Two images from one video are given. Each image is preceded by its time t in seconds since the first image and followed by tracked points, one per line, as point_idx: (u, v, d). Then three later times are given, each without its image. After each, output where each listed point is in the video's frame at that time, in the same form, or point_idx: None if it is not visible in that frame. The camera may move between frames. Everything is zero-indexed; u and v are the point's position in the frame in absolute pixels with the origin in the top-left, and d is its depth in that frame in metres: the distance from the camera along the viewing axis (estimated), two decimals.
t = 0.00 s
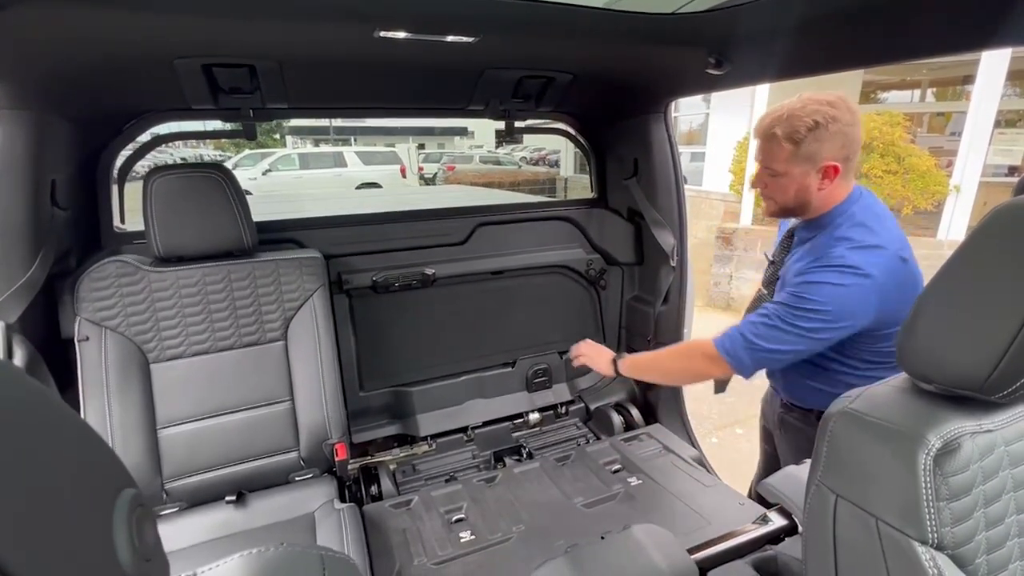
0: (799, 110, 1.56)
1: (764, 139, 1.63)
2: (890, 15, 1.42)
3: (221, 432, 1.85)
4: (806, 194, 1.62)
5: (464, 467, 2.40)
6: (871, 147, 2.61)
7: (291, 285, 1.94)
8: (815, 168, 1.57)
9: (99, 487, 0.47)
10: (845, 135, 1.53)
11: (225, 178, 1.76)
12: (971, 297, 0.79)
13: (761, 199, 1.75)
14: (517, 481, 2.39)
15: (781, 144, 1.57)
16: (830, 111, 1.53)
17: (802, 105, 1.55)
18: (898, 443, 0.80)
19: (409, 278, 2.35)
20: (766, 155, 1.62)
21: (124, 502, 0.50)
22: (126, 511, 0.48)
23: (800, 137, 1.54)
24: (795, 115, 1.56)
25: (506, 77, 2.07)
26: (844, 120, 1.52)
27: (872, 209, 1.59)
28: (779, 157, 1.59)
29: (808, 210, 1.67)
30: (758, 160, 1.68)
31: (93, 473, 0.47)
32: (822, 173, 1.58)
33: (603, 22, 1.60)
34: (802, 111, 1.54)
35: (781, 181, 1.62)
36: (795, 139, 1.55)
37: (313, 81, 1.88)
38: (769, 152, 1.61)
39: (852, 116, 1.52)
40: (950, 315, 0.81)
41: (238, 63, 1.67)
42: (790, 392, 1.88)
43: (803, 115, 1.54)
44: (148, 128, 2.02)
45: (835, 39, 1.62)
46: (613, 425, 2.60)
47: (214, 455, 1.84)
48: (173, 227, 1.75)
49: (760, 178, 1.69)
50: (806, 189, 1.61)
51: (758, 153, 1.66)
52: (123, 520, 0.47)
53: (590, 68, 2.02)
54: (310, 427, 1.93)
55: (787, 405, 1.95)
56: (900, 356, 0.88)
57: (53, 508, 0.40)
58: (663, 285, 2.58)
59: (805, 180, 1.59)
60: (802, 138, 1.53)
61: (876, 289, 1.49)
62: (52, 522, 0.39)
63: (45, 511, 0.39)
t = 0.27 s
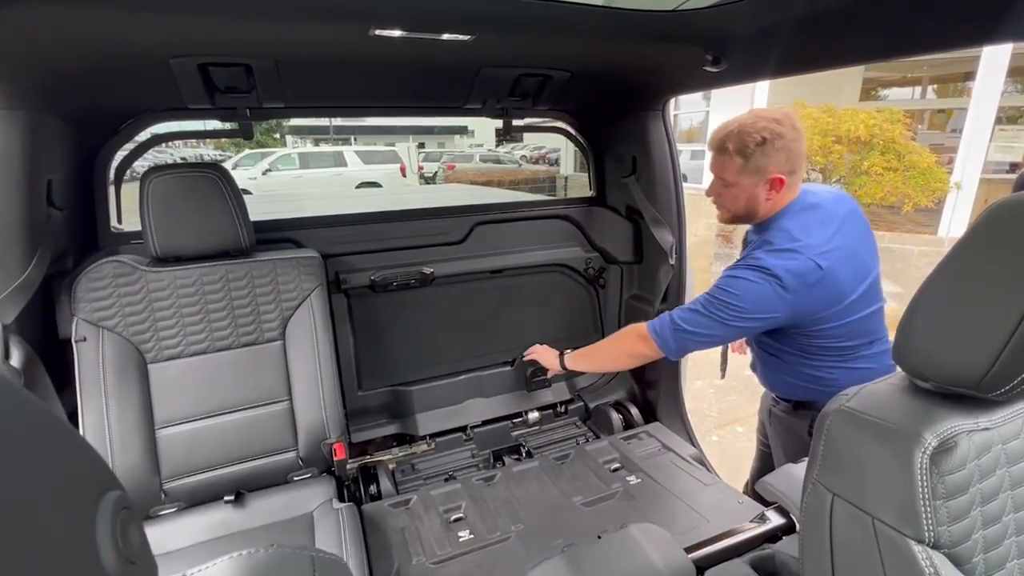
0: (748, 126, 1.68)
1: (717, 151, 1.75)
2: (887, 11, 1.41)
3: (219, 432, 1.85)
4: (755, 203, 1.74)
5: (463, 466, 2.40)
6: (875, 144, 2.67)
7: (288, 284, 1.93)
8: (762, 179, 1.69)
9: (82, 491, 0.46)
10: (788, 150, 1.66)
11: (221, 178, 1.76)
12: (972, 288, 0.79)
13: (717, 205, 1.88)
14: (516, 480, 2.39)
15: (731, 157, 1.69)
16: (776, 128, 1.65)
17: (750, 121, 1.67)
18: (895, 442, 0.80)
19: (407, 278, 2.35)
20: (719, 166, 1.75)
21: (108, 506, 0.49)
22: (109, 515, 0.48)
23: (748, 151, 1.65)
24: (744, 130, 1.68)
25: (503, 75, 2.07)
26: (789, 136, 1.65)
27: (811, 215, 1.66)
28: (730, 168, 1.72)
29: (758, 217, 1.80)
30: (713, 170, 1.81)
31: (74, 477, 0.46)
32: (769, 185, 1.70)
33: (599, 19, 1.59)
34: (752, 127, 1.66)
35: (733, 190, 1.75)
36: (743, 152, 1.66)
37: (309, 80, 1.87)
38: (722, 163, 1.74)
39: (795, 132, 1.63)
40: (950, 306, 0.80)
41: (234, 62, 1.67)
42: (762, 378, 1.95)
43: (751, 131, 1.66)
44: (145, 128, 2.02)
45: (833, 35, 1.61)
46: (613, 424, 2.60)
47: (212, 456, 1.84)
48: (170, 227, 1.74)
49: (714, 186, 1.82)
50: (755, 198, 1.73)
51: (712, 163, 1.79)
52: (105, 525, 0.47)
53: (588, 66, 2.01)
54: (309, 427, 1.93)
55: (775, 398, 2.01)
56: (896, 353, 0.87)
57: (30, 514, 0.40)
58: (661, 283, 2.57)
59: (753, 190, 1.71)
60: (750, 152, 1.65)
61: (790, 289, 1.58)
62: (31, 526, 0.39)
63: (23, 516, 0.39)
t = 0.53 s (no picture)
0: (729, 125, 1.69)
1: (699, 150, 1.76)
2: (885, 8, 1.41)
3: (219, 431, 1.85)
4: (737, 201, 1.75)
5: (464, 465, 2.39)
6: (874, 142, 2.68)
7: (288, 284, 1.93)
8: (744, 177, 1.69)
9: (79, 487, 0.46)
10: (768, 148, 1.67)
11: (221, 177, 1.76)
12: (970, 283, 0.79)
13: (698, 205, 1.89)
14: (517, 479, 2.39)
15: (713, 155, 1.71)
16: (756, 127, 1.67)
17: (731, 120, 1.69)
18: (894, 438, 0.80)
19: (407, 277, 2.35)
20: (700, 164, 1.76)
21: (106, 502, 0.50)
22: (107, 510, 0.48)
23: (730, 148, 1.67)
24: (725, 129, 1.69)
25: (502, 74, 2.06)
26: (768, 135, 1.67)
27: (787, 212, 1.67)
28: (712, 166, 1.73)
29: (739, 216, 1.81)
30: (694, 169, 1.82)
31: (71, 474, 0.46)
32: (750, 182, 1.71)
33: (598, 17, 1.59)
34: (732, 126, 1.68)
35: (715, 188, 1.75)
36: (725, 150, 1.68)
37: (308, 80, 1.87)
38: (703, 161, 1.75)
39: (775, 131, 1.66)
40: (949, 302, 0.80)
41: (233, 61, 1.66)
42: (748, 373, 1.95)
43: (733, 129, 1.67)
44: (145, 128, 2.02)
45: (831, 32, 1.61)
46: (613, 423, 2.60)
47: (212, 455, 1.84)
48: (169, 227, 1.74)
49: (696, 185, 1.83)
50: (736, 197, 1.74)
51: (694, 162, 1.80)
52: (103, 522, 0.47)
53: (587, 64, 2.01)
54: (309, 427, 1.93)
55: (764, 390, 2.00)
56: (894, 349, 0.87)
57: (26, 512, 0.40)
58: (661, 281, 2.57)
59: (735, 187, 1.72)
60: (732, 149, 1.67)
61: (768, 284, 1.58)
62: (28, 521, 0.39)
63: (19, 513, 0.39)
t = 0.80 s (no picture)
0: (725, 125, 1.70)
1: (694, 150, 1.76)
2: (881, 6, 1.41)
3: (218, 431, 1.85)
4: (731, 200, 1.74)
5: (463, 465, 2.39)
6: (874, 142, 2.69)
7: (287, 284, 1.93)
8: (738, 176, 1.69)
9: (73, 483, 0.47)
10: (762, 149, 1.68)
11: (220, 178, 1.77)
12: (968, 281, 0.78)
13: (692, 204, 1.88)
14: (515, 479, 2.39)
15: (709, 154, 1.70)
16: (751, 127, 1.68)
17: (727, 120, 1.70)
18: (890, 435, 0.80)
19: (406, 277, 2.35)
20: (695, 163, 1.76)
21: (100, 499, 0.50)
22: (100, 506, 0.48)
23: (726, 147, 1.66)
24: (721, 128, 1.69)
25: (500, 74, 2.06)
26: (763, 135, 1.67)
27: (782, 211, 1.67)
28: (707, 165, 1.72)
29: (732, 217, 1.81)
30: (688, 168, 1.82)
31: (65, 473, 0.46)
32: (744, 182, 1.71)
33: (595, 17, 1.59)
34: (728, 126, 1.68)
35: (709, 187, 1.75)
36: (720, 149, 1.68)
37: (307, 80, 1.87)
38: (698, 160, 1.74)
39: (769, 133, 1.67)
40: (947, 300, 0.80)
41: (231, 61, 1.66)
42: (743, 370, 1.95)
43: (729, 129, 1.67)
44: (145, 129, 2.02)
45: (828, 31, 1.61)
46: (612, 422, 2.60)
47: (211, 455, 1.84)
48: (168, 227, 1.74)
49: (690, 185, 1.82)
50: (730, 196, 1.74)
51: (688, 161, 1.80)
52: (96, 519, 0.47)
53: (586, 63, 2.01)
54: (308, 427, 1.93)
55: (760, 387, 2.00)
56: (891, 347, 0.87)
57: (19, 507, 0.40)
58: (660, 280, 2.57)
59: (730, 187, 1.71)
60: (727, 148, 1.66)
61: (763, 282, 1.58)
62: (21, 517, 0.39)
63: (10, 509, 0.39)
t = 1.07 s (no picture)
0: (725, 124, 1.70)
1: (694, 149, 1.76)
2: (879, 5, 1.41)
3: (219, 431, 1.85)
4: (732, 200, 1.74)
5: (464, 465, 2.39)
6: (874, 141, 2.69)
7: (287, 284, 1.94)
8: (738, 176, 1.69)
9: (76, 482, 0.47)
10: (763, 148, 1.68)
11: (220, 178, 1.77)
12: (968, 280, 0.78)
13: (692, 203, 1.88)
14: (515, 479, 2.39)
15: (709, 154, 1.70)
16: (751, 127, 1.68)
17: (727, 120, 1.70)
18: (890, 435, 0.80)
19: (406, 277, 2.35)
20: (696, 163, 1.76)
21: (103, 497, 0.50)
22: (103, 506, 0.49)
23: (726, 147, 1.67)
24: (721, 128, 1.70)
25: (500, 74, 2.07)
26: (763, 134, 1.68)
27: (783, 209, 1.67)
28: (707, 165, 1.72)
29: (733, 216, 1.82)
30: (688, 168, 1.82)
31: (67, 472, 0.46)
32: (744, 181, 1.71)
33: (594, 17, 1.60)
34: (728, 125, 1.68)
35: (710, 187, 1.75)
36: (721, 148, 1.68)
37: (307, 81, 1.87)
38: (699, 160, 1.74)
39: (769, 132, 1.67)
40: (948, 300, 0.80)
41: (231, 62, 1.67)
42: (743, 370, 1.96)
43: (729, 128, 1.68)
44: (146, 130, 2.03)
45: (827, 30, 1.61)
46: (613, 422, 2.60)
47: (212, 455, 1.84)
48: (168, 228, 1.74)
49: (690, 184, 1.82)
50: (731, 195, 1.74)
51: (689, 161, 1.80)
52: (99, 517, 0.48)
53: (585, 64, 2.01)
54: (309, 427, 1.93)
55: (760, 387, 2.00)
56: (891, 347, 0.87)
57: (22, 504, 0.40)
58: (660, 280, 2.58)
59: (730, 186, 1.71)
60: (727, 148, 1.67)
61: (764, 281, 1.59)
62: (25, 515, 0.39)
63: (13, 506, 0.39)
